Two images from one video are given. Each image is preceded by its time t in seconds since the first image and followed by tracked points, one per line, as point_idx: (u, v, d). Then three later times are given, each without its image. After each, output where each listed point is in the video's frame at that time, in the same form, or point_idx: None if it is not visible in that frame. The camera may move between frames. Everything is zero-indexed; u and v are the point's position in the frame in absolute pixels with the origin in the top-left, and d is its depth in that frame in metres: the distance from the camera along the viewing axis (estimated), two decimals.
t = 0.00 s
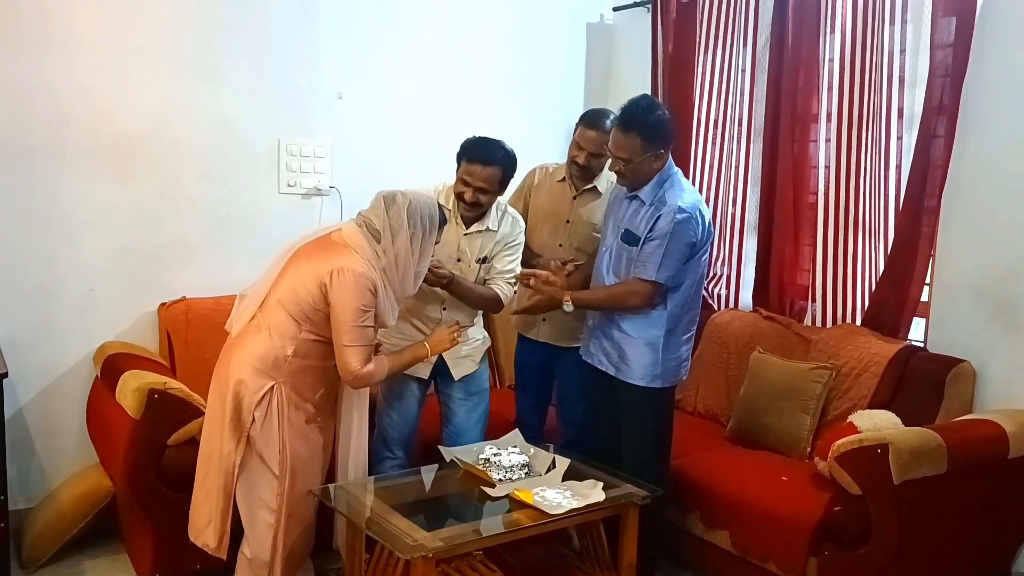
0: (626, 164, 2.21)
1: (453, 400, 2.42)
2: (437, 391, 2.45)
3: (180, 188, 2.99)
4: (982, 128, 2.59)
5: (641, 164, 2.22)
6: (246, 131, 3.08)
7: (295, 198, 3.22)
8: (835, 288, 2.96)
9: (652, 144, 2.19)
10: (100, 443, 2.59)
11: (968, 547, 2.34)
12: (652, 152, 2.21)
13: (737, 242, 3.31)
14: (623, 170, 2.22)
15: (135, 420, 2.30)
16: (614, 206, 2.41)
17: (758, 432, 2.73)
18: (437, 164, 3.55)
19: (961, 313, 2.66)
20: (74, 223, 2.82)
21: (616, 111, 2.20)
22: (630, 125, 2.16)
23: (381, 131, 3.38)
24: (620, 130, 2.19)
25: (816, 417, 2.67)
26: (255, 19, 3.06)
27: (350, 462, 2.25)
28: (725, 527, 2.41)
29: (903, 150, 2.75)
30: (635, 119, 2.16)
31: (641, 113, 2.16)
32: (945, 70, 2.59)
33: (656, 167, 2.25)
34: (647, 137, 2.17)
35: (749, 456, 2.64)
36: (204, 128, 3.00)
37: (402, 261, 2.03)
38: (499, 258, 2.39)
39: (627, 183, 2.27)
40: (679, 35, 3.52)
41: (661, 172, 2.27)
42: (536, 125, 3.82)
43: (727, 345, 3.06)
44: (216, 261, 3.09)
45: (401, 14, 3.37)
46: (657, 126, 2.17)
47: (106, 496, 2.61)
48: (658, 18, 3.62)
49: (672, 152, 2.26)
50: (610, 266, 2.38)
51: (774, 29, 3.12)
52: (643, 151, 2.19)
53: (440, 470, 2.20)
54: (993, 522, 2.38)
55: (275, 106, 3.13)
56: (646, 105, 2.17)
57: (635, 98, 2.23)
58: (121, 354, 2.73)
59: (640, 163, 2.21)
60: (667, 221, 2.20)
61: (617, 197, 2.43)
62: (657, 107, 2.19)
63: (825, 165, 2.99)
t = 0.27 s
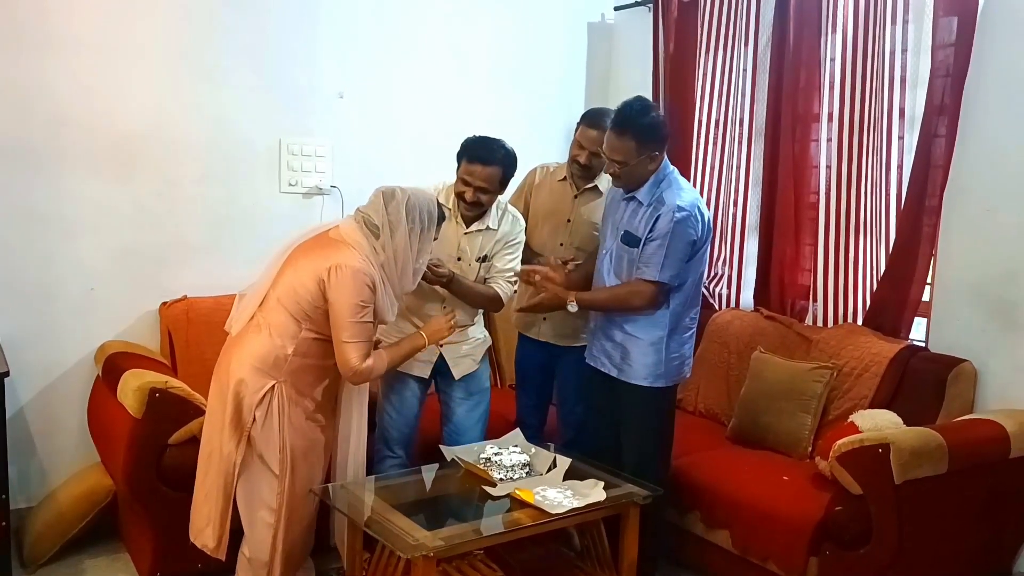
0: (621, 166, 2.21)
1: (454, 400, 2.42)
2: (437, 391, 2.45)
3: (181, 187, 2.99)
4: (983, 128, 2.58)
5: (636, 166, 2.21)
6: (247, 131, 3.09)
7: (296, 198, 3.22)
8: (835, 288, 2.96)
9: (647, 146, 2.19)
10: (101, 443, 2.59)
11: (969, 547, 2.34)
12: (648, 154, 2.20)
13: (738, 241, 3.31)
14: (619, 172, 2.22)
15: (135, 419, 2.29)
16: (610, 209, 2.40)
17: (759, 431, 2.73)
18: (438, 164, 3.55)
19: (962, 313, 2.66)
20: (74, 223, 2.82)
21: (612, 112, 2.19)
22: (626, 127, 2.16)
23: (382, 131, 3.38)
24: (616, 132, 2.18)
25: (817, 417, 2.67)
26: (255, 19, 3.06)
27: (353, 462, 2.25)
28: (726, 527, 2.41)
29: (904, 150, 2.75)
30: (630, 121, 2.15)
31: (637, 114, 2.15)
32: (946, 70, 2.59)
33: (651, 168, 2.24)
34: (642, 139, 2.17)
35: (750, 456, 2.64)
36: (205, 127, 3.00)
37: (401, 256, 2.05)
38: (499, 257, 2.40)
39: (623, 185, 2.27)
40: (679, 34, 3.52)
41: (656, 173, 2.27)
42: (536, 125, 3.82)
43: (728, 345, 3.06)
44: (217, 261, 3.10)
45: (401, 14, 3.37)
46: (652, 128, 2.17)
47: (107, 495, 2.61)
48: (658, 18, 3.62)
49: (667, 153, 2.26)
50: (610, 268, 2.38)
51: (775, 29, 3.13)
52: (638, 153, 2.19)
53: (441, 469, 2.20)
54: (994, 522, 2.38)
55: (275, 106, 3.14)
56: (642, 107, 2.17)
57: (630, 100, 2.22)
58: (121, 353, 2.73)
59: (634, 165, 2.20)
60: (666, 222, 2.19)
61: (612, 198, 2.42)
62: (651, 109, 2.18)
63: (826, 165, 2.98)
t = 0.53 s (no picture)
0: (618, 165, 2.21)
1: (455, 400, 2.42)
2: (440, 391, 2.45)
3: (183, 187, 2.99)
4: (984, 128, 2.58)
5: (633, 166, 2.21)
6: (248, 131, 3.09)
7: (297, 198, 3.23)
8: (837, 288, 2.96)
9: (645, 145, 2.19)
10: (103, 443, 2.59)
11: (971, 547, 2.34)
12: (644, 154, 2.20)
13: (740, 242, 3.31)
14: (615, 172, 2.22)
15: (137, 419, 2.30)
16: (611, 211, 2.40)
17: (761, 432, 2.72)
18: (440, 164, 3.55)
19: (963, 313, 2.66)
20: (76, 223, 2.83)
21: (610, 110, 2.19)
22: (623, 127, 2.16)
23: (383, 131, 3.39)
24: (612, 131, 2.18)
25: (819, 418, 2.67)
26: (257, 19, 3.06)
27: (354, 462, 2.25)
28: (728, 527, 2.41)
29: (906, 150, 2.76)
30: (628, 120, 2.15)
31: (634, 113, 2.15)
32: (948, 70, 2.59)
33: (647, 168, 2.24)
34: (639, 139, 2.17)
35: (752, 456, 2.64)
36: (206, 127, 3.01)
37: (395, 243, 2.06)
38: (499, 257, 2.40)
39: (621, 187, 2.27)
40: (681, 35, 3.52)
41: (654, 172, 2.27)
42: (537, 125, 3.83)
43: (729, 345, 3.06)
44: (219, 261, 3.10)
45: (402, 14, 3.38)
46: (649, 126, 2.17)
47: (109, 495, 2.61)
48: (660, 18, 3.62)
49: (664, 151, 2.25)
50: (612, 269, 2.38)
51: (777, 29, 3.12)
52: (635, 153, 2.19)
53: (443, 470, 2.21)
54: (996, 522, 2.38)
55: (277, 106, 3.14)
56: (639, 106, 2.17)
57: (627, 99, 2.21)
58: (123, 353, 2.73)
59: (631, 164, 2.20)
60: (664, 219, 2.19)
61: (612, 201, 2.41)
62: (648, 108, 2.18)
63: (827, 165, 2.98)
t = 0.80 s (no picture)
0: (614, 167, 2.21)
1: (455, 399, 2.42)
2: (440, 391, 2.45)
3: (184, 187, 2.99)
4: (987, 127, 2.58)
5: (629, 169, 2.21)
6: (250, 130, 3.09)
7: (299, 198, 3.23)
8: (839, 288, 2.95)
9: (643, 146, 2.18)
10: (105, 442, 2.59)
11: (973, 547, 2.33)
12: (643, 156, 2.20)
13: (742, 241, 3.31)
14: (612, 173, 2.22)
15: (139, 419, 2.30)
16: (613, 211, 2.40)
17: (763, 431, 2.72)
18: (441, 164, 3.56)
19: (965, 313, 2.65)
20: (77, 223, 2.83)
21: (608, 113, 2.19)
22: (621, 128, 2.15)
23: (385, 131, 3.39)
24: (610, 133, 2.18)
25: (821, 417, 2.67)
26: (258, 19, 3.06)
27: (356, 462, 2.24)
28: (729, 527, 2.41)
29: (908, 149, 2.75)
30: (626, 121, 2.15)
31: (632, 116, 2.15)
32: (950, 69, 2.58)
33: (645, 171, 2.24)
34: (637, 140, 2.17)
35: (754, 456, 2.64)
36: (207, 127, 3.01)
37: (378, 219, 2.07)
38: (500, 257, 2.40)
39: (621, 188, 2.27)
40: (682, 34, 3.52)
41: (653, 174, 2.26)
42: (539, 125, 3.83)
43: (731, 344, 3.06)
44: (221, 260, 3.10)
45: (403, 14, 3.38)
46: (647, 128, 2.16)
47: (111, 495, 2.61)
48: (662, 18, 3.62)
49: (662, 153, 2.25)
50: (614, 270, 2.38)
51: (779, 29, 3.12)
52: (632, 155, 2.18)
53: (443, 469, 2.21)
54: (997, 523, 2.38)
55: (279, 106, 3.14)
56: (637, 108, 2.17)
57: (627, 101, 2.22)
58: (125, 352, 2.73)
59: (628, 166, 2.20)
60: (663, 221, 2.19)
61: (614, 200, 2.41)
62: (647, 111, 2.18)
63: (829, 164, 2.98)
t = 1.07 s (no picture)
0: (611, 168, 2.20)
1: (454, 397, 2.42)
2: (438, 390, 2.45)
3: (184, 186, 2.99)
4: (988, 127, 2.57)
5: (628, 169, 2.21)
6: (250, 129, 3.09)
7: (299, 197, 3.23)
8: (840, 287, 2.95)
9: (641, 147, 2.18)
10: (105, 442, 2.59)
11: (973, 546, 2.33)
12: (641, 156, 2.20)
13: (742, 240, 3.31)
14: (610, 174, 2.22)
15: (139, 417, 2.30)
16: (611, 211, 2.39)
17: (763, 430, 2.72)
18: (442, 164, 3.56)
19: (966, 312, 2.65)
20: (77, 222, 2.83)
21: (606, 113, 2.19)
22: (618, 129, 2.15)
23: (386, 130, 3.39)
24: (608, 135, 2.18)
25: (821, 416, 2.67)
26: (258, 18, 3.06)
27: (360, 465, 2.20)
28: (729, 526, 2.41)
29: (909, 148, 2.75)
30: (625, 122, 2.14)
31: (630, 117, 2.14)
32: (951, 68, 2.58)
33: (644, 170, 2.24)
34: (635, 141, 2.16)
35: (754, 455, 2.64)
36: (207, 127, 3.01)
37: (359, 201, 2.07)
38: (498, 254, 2.40)
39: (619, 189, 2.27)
40: (683, 33, 3.52)
41: (651, 174, 2.27)
42: (539, 125, 3.84)
43: (732, 344, 3.05)
44: (221, 259, 3.10)
45: (403, 13, 3.37)
46: (646, 130, 2.16)
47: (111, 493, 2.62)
48: (662, 17, 3.62)
49: (661, 154, 2.25)
50: (613, 271, 2.38)
51: (780, 27, 3.12)
52: (630, 155, 2.18)
53: (443, 468, 2.21)
54: (997, 522, 2.38)
55: (279, 105, 3.14)
56: (636, 109, 2.17)
57: (626, 101, 2.22)
58: (125, 351, 2.73)
59: (626, 167, 2.20)
60: (663, 222, 2.19)
61: (612, 201, 2.41)
62: (645, 112, 2.17)
63: (830, 163, 2.98)
